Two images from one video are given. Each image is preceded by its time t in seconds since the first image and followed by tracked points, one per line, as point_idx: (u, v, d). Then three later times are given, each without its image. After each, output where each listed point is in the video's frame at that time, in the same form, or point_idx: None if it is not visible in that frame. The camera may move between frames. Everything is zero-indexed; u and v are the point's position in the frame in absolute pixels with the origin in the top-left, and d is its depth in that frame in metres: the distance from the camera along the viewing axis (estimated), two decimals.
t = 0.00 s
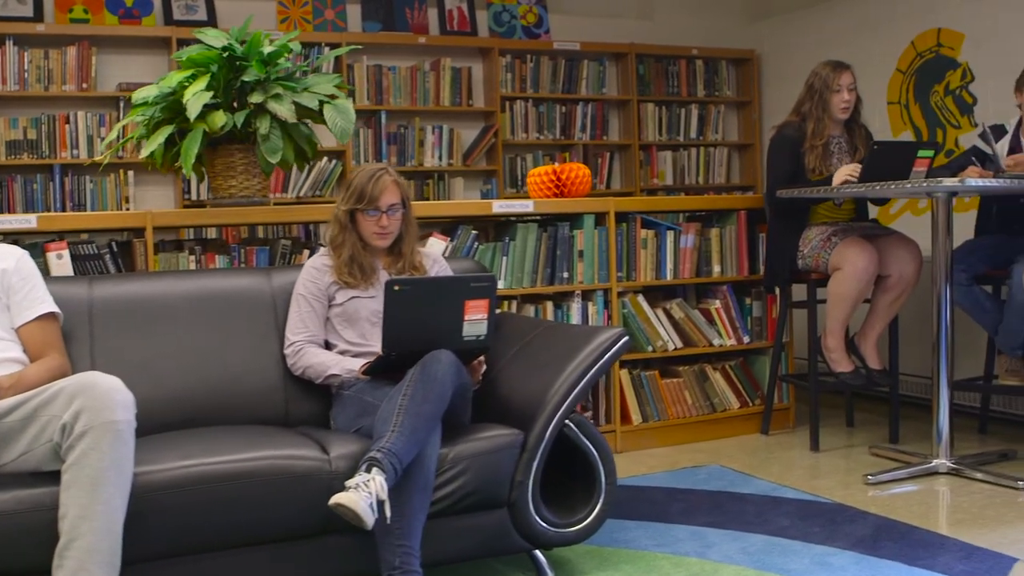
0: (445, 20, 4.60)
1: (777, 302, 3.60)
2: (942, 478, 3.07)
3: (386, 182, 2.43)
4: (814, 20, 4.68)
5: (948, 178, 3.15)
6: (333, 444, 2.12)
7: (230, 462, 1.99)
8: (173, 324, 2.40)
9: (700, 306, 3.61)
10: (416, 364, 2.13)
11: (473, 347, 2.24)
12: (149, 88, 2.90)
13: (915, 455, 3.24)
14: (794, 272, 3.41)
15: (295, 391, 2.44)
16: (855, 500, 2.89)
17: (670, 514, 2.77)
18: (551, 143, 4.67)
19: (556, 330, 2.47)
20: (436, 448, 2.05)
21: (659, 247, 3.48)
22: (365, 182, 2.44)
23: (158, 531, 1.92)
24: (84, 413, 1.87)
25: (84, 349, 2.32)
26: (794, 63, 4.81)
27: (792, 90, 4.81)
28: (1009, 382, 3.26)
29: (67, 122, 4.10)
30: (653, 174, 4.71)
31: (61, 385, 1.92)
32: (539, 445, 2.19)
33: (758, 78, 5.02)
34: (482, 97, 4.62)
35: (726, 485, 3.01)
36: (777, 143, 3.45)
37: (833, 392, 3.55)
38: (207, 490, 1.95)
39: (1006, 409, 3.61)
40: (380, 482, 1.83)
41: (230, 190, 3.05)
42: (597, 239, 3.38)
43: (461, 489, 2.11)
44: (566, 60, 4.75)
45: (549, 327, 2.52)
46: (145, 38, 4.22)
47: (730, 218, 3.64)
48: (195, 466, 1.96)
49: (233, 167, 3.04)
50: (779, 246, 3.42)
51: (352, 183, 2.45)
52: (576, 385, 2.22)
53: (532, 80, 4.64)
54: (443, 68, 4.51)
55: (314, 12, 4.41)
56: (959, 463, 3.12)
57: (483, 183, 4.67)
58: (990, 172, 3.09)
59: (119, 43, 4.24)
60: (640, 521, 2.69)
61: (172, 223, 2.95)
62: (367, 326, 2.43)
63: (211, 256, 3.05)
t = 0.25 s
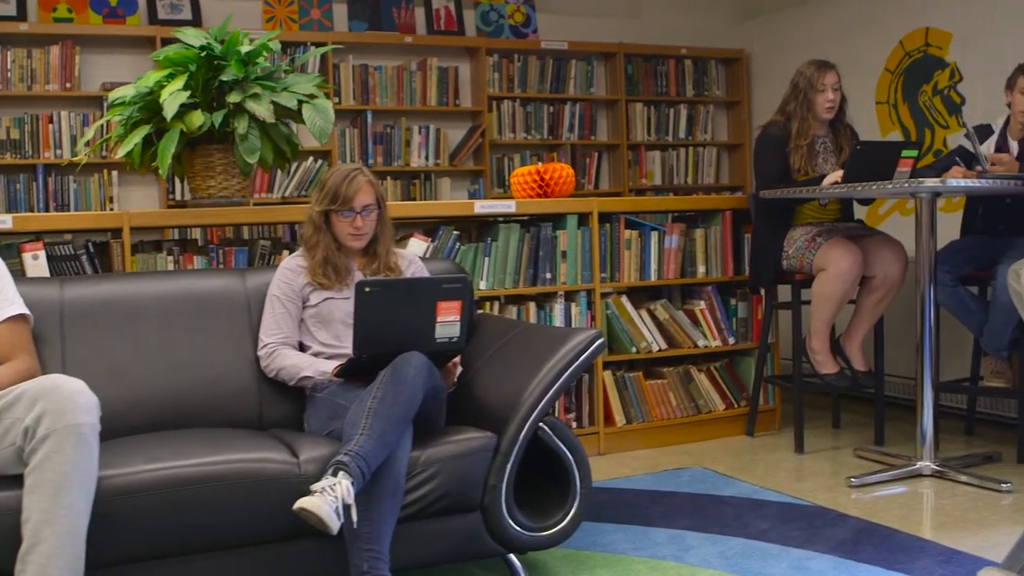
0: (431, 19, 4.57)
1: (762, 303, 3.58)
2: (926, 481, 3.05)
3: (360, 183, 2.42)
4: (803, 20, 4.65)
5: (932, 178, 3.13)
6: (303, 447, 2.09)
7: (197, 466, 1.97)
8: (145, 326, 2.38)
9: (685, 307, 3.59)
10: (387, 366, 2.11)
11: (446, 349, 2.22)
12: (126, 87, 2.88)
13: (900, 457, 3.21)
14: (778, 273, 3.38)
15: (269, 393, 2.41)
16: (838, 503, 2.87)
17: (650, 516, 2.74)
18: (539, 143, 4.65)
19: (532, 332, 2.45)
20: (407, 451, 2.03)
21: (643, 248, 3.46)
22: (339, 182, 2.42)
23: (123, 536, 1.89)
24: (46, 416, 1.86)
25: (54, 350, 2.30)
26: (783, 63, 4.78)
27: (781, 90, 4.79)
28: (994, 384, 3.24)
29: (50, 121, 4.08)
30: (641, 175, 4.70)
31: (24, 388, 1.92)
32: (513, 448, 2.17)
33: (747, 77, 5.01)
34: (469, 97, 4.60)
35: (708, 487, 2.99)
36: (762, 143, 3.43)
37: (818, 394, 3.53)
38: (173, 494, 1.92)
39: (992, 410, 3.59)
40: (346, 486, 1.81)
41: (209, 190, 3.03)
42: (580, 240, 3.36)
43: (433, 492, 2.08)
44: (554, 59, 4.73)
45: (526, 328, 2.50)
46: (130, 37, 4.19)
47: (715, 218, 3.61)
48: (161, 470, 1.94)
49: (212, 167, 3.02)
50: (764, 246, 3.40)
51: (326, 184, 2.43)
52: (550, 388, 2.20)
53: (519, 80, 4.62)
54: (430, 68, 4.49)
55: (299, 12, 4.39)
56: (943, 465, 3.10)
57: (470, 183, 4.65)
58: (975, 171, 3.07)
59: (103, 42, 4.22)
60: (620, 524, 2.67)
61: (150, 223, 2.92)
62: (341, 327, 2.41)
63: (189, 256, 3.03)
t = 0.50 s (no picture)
0: (420, 19, 4.55)
1: (749, 304, 3.56)
2: (912, 484, 3.03)
3: (337, 183, 2.39)
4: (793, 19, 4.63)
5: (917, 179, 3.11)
6: (274, 451, 2.07)
7: (166, 469, 1.95)
8: (120, 328, 2.36)
9: (671, 308, 3.57)
10: (360, 369, 2.09)
11: (420, 351, 2.20)
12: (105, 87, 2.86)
13: (886, 460, 3.19)
14: (764, 274, 3.36)
15: (244, 396, 2.39)
16: (822, 506, 2.85)
17: (632, 519, 2.72)
18: (528, 143, 4.63)
19: (510, 333, 2.43)
20: (379, 454, 2.01)
21: (628, 249, 3.44)
22: (315, 183, 2.40)
23: (89, 541, 1.87)
24: (11, 418, 1.84)
25: (27, 352, 2.28)
26: (773, 63, 4.76)
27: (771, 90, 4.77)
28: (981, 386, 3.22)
29: (35, 121, 4.07)
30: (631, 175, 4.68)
31: None
32: (488, 452, 2.14)
33: (738, 77, 4.99)
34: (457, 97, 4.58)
35: (691, 490, 2.97)
36: (748, 143, 3.40)
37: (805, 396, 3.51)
38: (141, 498, 1.90)
39: (980, 412, 3.57)
40: (314, 489, 1.79)
41: (190, 190, 3.01)
42: (565, 241, 3.34)
43: (406, 497, 2.06)
44: (543, 59, 4.71)
45: (504, 330, 2.47)
46: (116, 37, 4.17)
47: (701, 219, 3.59)
48: (129, 473, 1.92)
49: (193, 168, 3.00)
50: (750, 247, 3.37)
51: (303, 184, 2.41)
52: (525, 391, 2.17)
53: (508, 80, 4.60)
54: (418, 68, 4.47)
55: (287, 11, 4.37)
56: (929, 467, 3.07)
57: (459, 184, 4.63)
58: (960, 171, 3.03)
59: (89, 41, 4.20)
60: (600, 527, 2.65)
61: (129, 224, 2.91)
62: (317, 329, 2.39)
63: (169, 257, 3.02)
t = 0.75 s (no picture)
0: (409, 19, 4.52)
1: (736, 306, 3.54)
2: (898, 486, 3.01)
3: (314, 184, 2.37)
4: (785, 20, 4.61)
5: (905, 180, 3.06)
6: (248, 454, 2.05)
7: (137, 472, 1.93)
8: (95, 330, 2.34)
9: (658, 309, 3.55)
10: (334, 372, 2.08)
11: (396, 354, 2.18)
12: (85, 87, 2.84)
13: (874, 463, 3.17)
14: (751, 275, 3.34)
15: (221, 398, 2.38)
16: (807, 509, 2.83)
17: (614, 522, 2.70)
18: (518, 143, 4.61)
19: (489, 335, 2.41)
20: (352, 457, 2.00)
21: (615, 250, 3.42)
22: (292, 184, 2.38)
23: (57, 545, 1.85)
24: None
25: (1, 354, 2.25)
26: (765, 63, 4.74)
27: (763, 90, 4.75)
28: (969, 388, 3.20)
29: (21, 122, 4.05)
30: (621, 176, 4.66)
31: None
32: (464, 456, 2.12)
33: (729, 78, 4.97)
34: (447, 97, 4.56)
35: (676, 493, 2.95)
36: (735, 144, 3.38)
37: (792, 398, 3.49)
38: (111, 502, 1.88)
39: (969, 414, 3.55)
40: (283, 493, 1.77)
41: (171, 191, 2.99)
42: (550, 242, 3.32)
43: (380, 501, 2.04)
44: (533, 59, 4.69)
45: (483, 332, 2.45)
46: (103, 37, 4.15)
47: (689, 220, 3.57)
48: (99, 477, 1.90)
49: (175, 168, 2.98)
50: (737, 248, 3.35)
51: (280, 185, 2.39)
52: (501, 395, 2.15)
53: (498, 80, 4.58)
54: (407, 68, 4.46)
55: (275, 11, 4.35)
56: (916, 470, 3.05)
57: (448, 184, 4.61)
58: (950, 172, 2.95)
59: (76, 41, 4.18)
60: (582, 531, 2.63)
61: (110, 225, 2.89)
62: (294, 331, 2.37)
63: (150, 259, 3.00)
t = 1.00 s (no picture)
0: (399, 19, 4.50)
1: (724, 306, 3.52)
2: (885, 489, 2.99)
3: (292, 184, 2.35)
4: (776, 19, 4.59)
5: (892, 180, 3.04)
6: (222, 457, 2.04)
7: (108, 476, 1.91)
8: (71, 331, 2.32)
9: (646, 310, 3.53)
10: (308, 374, 2.06)
11: (373, 356, 2.16)
12: (66, 87, 2.83)
13: (861, 464, 3.15)
14: (739, 275, 3.32)
15: (199, 400, 2.36)
16: (792, 512, 2.80)
17: (597, 524, 2.68)
18: (508, 144, 4.60)
19: (469, 336, 2.39)
20: (327, 459, 1.98)
21: (602, 251, 3.40)
22: (270, 184, 2.35)
23: (26, 549, 1.83)
24: None
25: None
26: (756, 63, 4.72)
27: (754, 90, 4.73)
28: (957, 389, 3.17)
29: (7, 122, 4.03)
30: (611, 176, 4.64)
31: None
32: (441, 459, 2.10)
33: (721, 78, 4.95)
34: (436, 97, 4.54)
35: (661, 495, 2.93)
36: (722, 144, 3.36)
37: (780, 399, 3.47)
38: (81, 505, 1.86)
39: (958, 415, 3.53)
40: (253, 497, 1.75)
41: (154, 192, 2.98)
42: (536, 242, 3.30)
43: (355, 504, 2.03)
44: (524, 59, 4.67)
45: (463, 333, 2.44)
46: (90, 37, 4.13)
47: (676, 220, 3.56)
48: (70, 480, 1.88)
49: (157, 169, 2.96)
50: (724, 248, 3.33)
51: (258, 185, 2.37)
52: (479, 398, 2.13)
53: (488, 80, 4.56)
54: (397, 68, 4.44)
55: (264, 11, 4.32)
56: (903, 472, 3.03)
57: (438, 185, 4.60)
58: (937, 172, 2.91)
59: (63, 40, 4.16)
60: (564, 533, 2.61)
61: (91, 226, 2.87)
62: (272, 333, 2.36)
63: (131, 260, 2.98)
